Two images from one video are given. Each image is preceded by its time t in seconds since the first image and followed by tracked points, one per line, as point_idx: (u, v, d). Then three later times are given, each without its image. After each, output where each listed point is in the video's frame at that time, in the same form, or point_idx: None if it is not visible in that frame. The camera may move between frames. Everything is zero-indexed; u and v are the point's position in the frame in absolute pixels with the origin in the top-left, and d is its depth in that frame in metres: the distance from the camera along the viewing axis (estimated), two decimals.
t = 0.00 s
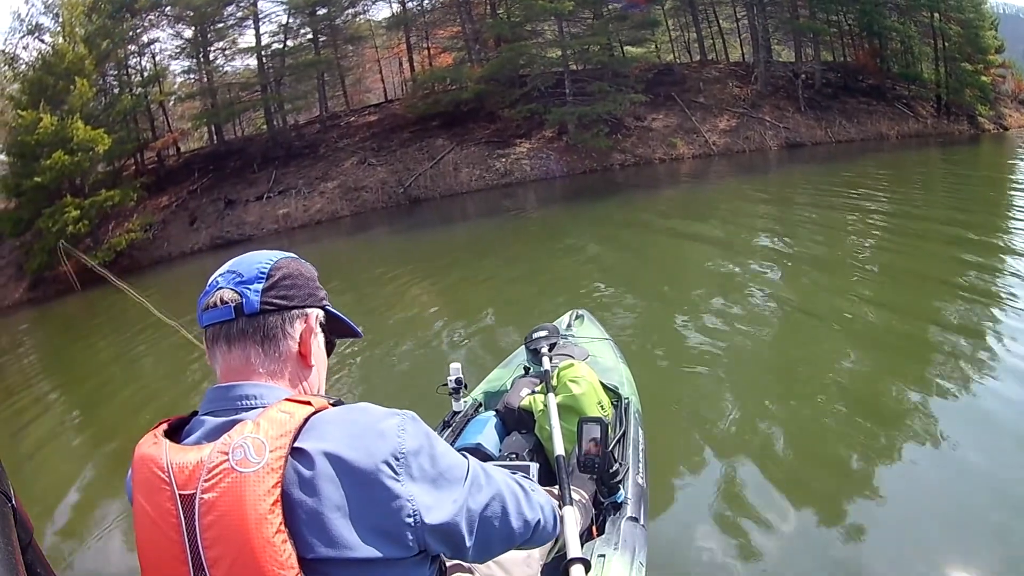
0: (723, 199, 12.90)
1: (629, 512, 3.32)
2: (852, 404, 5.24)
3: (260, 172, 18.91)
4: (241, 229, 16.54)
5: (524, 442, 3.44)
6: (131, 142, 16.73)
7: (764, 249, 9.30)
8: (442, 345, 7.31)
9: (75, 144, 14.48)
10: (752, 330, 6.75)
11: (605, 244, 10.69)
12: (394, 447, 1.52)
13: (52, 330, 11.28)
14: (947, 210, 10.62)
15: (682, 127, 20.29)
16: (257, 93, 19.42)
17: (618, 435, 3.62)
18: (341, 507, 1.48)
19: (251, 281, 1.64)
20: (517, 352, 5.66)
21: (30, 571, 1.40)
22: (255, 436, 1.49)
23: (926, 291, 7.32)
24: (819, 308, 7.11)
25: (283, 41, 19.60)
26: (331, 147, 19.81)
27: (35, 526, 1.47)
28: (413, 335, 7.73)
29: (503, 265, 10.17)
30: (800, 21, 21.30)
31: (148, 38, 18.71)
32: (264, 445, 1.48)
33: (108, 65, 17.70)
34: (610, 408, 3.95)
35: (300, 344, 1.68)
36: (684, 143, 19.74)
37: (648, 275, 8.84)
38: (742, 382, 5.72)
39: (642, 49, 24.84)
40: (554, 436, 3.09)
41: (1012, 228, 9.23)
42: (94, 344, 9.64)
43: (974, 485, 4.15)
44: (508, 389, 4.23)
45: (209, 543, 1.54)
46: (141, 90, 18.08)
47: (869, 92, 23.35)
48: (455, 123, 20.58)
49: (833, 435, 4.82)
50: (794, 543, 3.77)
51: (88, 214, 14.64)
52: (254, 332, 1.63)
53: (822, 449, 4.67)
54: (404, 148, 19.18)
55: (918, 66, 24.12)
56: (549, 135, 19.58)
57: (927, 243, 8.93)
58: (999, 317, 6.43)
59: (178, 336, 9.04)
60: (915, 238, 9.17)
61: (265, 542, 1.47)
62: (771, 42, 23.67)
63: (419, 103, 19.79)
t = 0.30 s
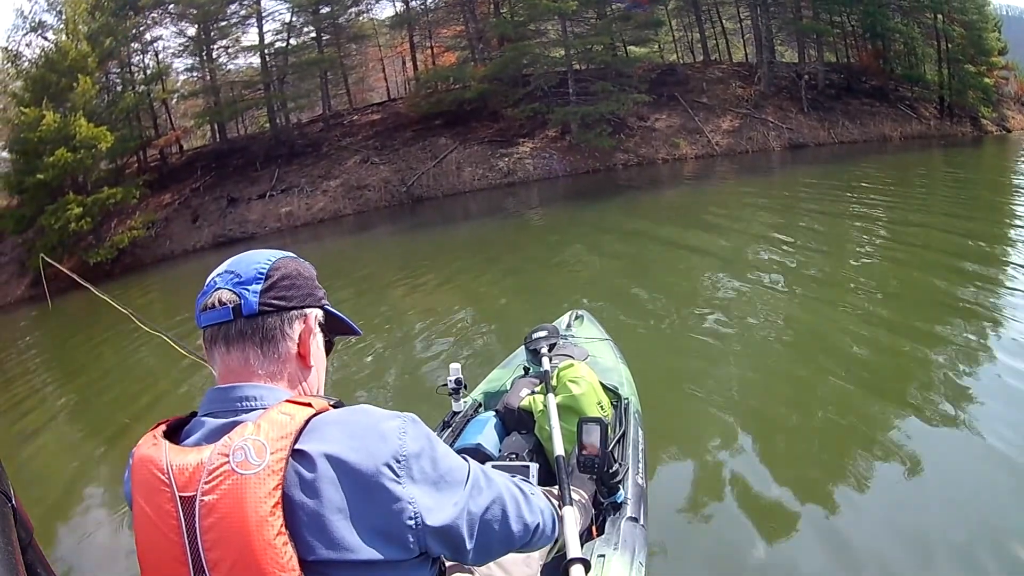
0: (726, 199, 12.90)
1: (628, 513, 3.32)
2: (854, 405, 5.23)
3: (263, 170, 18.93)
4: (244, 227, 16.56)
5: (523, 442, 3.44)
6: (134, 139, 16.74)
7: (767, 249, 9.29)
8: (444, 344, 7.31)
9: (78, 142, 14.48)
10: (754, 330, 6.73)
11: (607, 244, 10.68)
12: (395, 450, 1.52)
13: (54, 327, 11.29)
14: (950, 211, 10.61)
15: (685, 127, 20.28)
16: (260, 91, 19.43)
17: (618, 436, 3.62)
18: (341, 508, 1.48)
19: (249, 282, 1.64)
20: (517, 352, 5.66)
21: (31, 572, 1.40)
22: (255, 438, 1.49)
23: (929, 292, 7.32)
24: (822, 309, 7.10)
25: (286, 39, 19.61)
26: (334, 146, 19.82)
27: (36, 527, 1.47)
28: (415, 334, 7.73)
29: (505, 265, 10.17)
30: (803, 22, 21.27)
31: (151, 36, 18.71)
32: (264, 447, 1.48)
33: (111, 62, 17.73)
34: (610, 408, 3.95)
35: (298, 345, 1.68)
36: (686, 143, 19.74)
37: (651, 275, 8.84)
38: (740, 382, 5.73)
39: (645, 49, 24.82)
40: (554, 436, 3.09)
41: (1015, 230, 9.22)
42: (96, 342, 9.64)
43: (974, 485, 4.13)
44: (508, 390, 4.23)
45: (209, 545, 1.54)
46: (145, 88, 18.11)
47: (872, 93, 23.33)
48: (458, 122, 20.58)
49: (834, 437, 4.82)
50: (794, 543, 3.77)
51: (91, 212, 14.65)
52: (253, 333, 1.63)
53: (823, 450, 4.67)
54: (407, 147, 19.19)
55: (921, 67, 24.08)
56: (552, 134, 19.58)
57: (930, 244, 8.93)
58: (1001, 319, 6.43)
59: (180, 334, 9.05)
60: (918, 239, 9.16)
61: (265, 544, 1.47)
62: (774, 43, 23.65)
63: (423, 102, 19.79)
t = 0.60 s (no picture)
0: (730, 199, 12.88)
1: (628, 512, 3.32)
2: (856, 405, 5.22)
3: (267, 170, 18.94)
4: (247, 227, 16.56)
5: (523, 442, 3.44)
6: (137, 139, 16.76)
7: (770, 249, 9.27)
8: (447, 344, 7.31)
9: (81, 141, 14.47)
10: (756, 330, 6.74)
11: (611, 243, 10.67)
12: (388, 449, 1.52)
13: (58, 327, 11.28)
14: (953, 211, 10.60)
15: (689, 127, 20.28)
16: (263, 91, 19.43)
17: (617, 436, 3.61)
18: (335, 507, 1.48)
19: (241, 283, 1.65)
20: (517, 352, 5.66)
21: (30, 572, 1.40)
22: (250, 437, 1.50)
23: (931, 291, 7.32)
24: (825, 309, 7.09)
25: (290, 38, 19.60)
26: (338, 146, 19.84)
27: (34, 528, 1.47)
28: (418, 334, 7.73)
29: (508, 264, 10.17)
30: (806, 22, 21.25)
31: (154, 36, 18.72)
32: (258, 446, 1.49)
33: (115, 62, 17.76)
34: (609, 408, 3.95)
35: (292, 345, 1.68)
36: (690, 143, 19.71)
37: (654, 275, 8.84)
38: (742, 382, 5.72)
39: (649, 49, 24.79)
40: (553, 436, 3.09)
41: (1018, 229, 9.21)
42: (98, 342, 9.64)
43: (973, 486, 4.13)
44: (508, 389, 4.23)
45: (205, 545, 1.54)
46: (148, 87, 18.11)
47: (876, 93, 23.29)
48: (461, 122, 20.58)
49: (836, 437, 4.81)
50: (792, 542, 3.77)
51: (94, 211, 14.65)
52: (246, 334, 1.63)
53: (824, 450, 4.66)
54: (411, 147, 19.20)
55: (925, 67, 24.03)
56: (556, 134, 19.57)
57: (934, 244, 8.92)
58: (1003, 318, 6.42)
59: (183, 334, 9.05)
60: (921, 239, 9.15)
61: (260, 543, 1.48)
62: (778, 43, 23.61)
63: (426, 101, 19.78)
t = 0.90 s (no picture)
0: (734, 198, 12.87)
1: (628, 512, 3.32)
2: (860, 403, 5.21)
3: (270, 171, 18.96)
4: (251, 228, 16.59)
5: (523, 441, 3.44)
6: (140, 140, 16.79)
7: (774, 248, 9.27)
8: (452, 344, 7.33)
9: (84, 143, 14.53)
10: (761, 329, 6.72)
11: (615, 243, 10.68)
12: (388, 453, 1.52)
13: (63, 329, 11.28)
14: (957, 209, 10.57)
15: (692, 126, 20.27)
16: (266, 92, 19.44)
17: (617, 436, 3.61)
18: (334, 509, 1.48)
19: (240, 283, 1.65)
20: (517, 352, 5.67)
21: (30, 572, 1.41)
22: (249, 439, 1.50)
23: (936, 290, 7.30)
24: (829, 308, 7.08)
25: (293, 39, 19.62)
26: (342, 146, 19.84)
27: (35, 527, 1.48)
28: (422, 334, 7.74)
29: (511, 264, 10.17)
30: (809, 20, 21.20)
31: (157, 37, 18.78)
32: (257, 448, 1.49)
33: (117, 64, 17.89)
34: (609, 408, 3.95)
35: (292, 344, 1.68)
36: (694, 142, 19.69)
37: (658, 274, 8.84)
38: (745, 381, 5.73)
39: (652, 48, 24.77)
40: (554, 436, 3.09)
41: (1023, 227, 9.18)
42: (102, 344, 9.65)
43: (974, 486, 4.11)
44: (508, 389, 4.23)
45: (204, 547, 1.55)
46: (151, 89, 18.13)
47: (879, 92, 23.26)
48: (465, 122, 20.59)
49: (839, 436, 4.80)
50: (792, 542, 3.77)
51: (98, 213, 14.67)
52: (245, 334, 1.63)
53: (826, 450, 4.65)
54: (414, 147, 19.21)
55: (928, 65, 23.98)
56: (559, 134, 19.57)
57: (939, 242, 8.89)
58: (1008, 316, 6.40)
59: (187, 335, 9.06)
60: (926, 237, 9.13)
61: (260, 544, 1.48)
62: (781, 41, 23.58)
63: (429, 101, 19.78)
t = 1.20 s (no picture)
0: (737, 196, 12.85)
1: (629, 512, 3.31)
2: (866, 399, 5.20)
3: (274, 176, 19.00)
4: (256, 234, 16.62)
5: (524, 441, 3.44)
6: (143, 147, 16.85)
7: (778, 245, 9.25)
8: (458, 346, 7.33)
9: (87, 151, 14.58)
10: (767, 326, 6.70)
11: (620, 243, 10.68)
12: (388, 455, 1.52)
13: (69, 337, 11.31)
14: (962, 202, 10.54)
15: (695, 124, 20.24)
16: (268, 97, 19.48)
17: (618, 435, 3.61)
18: (334, 512, 1.49)
19: (239, 283, 1.65)
20: (517, 352, 5.67)
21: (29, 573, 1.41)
22: (249, 440, 1.51)
23: (942, 284, 7.28)
24: (834, 304, 7.06)
25: (293, 45, 19.66)
26: (345, 151, 19.87)
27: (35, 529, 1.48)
28: (428, 336, 7.76)
29: (515, 266, 10.18)
30: (809, 16, 21.19)
31: (158, 45, 18.87)
32: (257, 449, 1.49)
33: (119, 72, 18.03)
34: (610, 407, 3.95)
35: (291, 345, 1.69)
36: (696, 140, 19.66)
37: (662, 273, 8.84)
38: (751, 378, 5.72)
39: (652, 48, 24.77)
40: (554, 435, 3.09)
41: None
42: (108, 351, 9.68)
43: (979, 482, 4.09)
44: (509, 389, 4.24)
45: (205, 548, 1.55)
46: (153, 96, 18.19)
47: (880, 86, 23.22)
48: (467, 124, 20.60)
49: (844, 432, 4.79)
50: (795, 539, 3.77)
51: (102, 221, 14.72)
52: (244, 334, 1.64)
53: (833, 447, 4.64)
54: (417, 151, 19.23)
55: (930, 59, 23.92)
56: (562, 134, 19.56)
57: (944, 236, 8.87)
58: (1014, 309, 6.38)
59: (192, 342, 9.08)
60: (932, 231, 9.10)
61: (259, 546, 1.48)
62: (782, 38, 23.55)
63: (431, 104, 19.79)
